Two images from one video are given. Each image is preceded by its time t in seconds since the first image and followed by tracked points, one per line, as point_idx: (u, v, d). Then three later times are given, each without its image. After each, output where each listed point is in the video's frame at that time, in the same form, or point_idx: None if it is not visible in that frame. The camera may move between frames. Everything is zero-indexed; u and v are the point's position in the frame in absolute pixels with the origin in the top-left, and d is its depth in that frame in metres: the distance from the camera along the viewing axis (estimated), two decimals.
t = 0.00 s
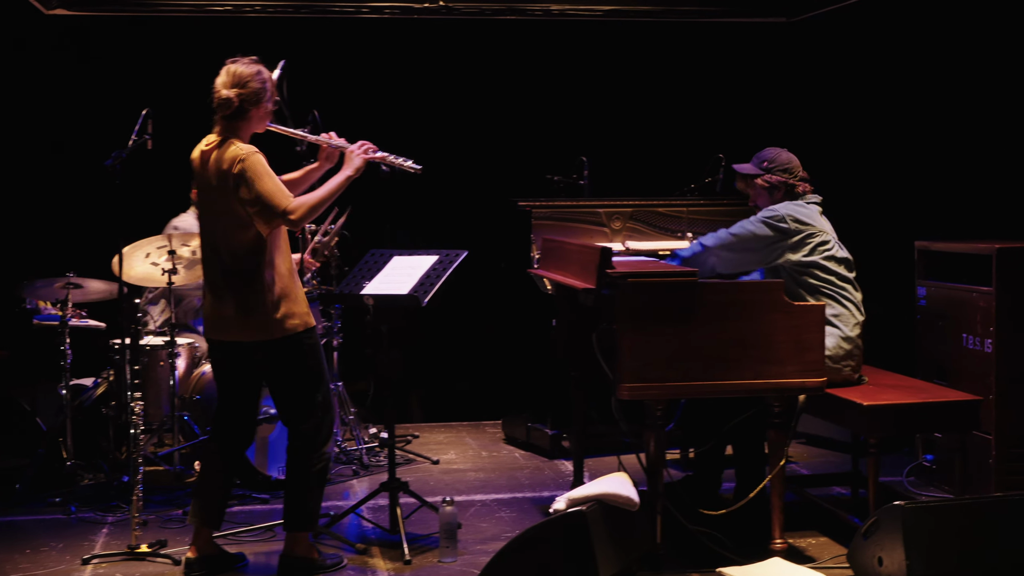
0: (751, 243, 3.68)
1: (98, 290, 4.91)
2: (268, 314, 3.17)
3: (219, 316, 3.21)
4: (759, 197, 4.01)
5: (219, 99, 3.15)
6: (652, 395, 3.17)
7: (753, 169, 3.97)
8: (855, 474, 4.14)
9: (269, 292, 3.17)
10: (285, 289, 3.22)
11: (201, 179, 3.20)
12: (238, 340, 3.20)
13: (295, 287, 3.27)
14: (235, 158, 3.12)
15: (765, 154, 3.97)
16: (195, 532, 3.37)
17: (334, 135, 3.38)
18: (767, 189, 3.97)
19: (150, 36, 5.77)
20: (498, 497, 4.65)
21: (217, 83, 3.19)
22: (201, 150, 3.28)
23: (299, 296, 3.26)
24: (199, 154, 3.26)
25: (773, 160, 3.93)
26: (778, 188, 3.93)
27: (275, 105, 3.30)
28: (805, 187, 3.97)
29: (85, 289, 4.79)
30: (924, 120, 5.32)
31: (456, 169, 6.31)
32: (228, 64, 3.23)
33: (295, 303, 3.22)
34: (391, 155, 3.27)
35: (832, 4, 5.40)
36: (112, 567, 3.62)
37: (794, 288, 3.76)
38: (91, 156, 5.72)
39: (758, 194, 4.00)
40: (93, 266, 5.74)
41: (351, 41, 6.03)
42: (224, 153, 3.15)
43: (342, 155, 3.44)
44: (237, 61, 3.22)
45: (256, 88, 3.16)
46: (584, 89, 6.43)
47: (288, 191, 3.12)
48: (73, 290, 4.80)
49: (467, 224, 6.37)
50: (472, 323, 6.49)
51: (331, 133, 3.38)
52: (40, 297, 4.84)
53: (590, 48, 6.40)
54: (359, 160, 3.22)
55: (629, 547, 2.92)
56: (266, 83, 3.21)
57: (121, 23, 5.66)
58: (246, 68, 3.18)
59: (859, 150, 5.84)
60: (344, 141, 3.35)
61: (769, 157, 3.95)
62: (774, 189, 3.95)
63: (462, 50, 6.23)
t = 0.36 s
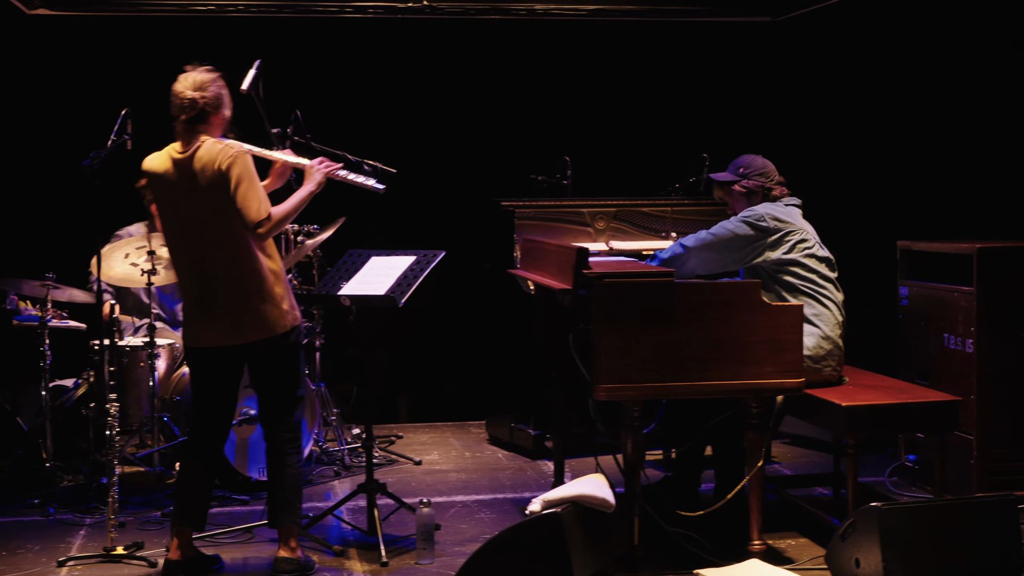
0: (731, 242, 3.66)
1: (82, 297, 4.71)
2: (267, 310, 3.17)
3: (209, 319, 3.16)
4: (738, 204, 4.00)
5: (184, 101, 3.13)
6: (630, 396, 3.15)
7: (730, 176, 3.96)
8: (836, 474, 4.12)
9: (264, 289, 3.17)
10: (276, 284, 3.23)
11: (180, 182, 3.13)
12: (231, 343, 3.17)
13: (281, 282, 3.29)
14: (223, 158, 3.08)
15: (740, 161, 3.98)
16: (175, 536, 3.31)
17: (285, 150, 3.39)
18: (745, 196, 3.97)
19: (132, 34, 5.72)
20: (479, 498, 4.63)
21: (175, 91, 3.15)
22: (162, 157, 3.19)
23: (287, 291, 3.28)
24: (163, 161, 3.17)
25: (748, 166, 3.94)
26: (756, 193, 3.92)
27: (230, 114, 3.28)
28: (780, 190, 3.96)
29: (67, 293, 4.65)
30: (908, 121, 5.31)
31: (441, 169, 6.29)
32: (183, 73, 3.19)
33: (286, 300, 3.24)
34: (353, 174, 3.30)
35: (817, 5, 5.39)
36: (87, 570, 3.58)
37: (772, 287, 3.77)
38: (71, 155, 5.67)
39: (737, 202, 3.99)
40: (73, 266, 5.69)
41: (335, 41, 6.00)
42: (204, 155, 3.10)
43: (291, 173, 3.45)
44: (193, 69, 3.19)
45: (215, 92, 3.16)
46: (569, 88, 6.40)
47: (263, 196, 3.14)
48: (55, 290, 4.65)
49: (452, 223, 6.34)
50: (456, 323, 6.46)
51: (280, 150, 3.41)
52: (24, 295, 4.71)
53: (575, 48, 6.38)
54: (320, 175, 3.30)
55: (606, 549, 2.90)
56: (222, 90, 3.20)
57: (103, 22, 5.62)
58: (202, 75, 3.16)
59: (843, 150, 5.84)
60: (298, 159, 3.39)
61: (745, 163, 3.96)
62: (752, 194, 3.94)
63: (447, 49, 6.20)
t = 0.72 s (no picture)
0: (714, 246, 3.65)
1: (65, 293, 4.73)
2: (217, 311, 3.13)
3: (161, 317, 3.14)
4: (720, 199, 3.98)
5: (138, 98, 3.10)
6: (607, 396, 3.16)
7: (715, 170, 3.95)
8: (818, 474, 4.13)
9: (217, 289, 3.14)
10: (231, 285, 3.18)
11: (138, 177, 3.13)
12: (184, 342, 3.13)
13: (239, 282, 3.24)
14: (184, 156, 3.06)
15: (727, 156, 3.97)
16: (155, 536, 3.32)
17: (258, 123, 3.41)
18: (729, 191, 3.96)
19: (118, 33, 5.70)
20: (462, 498, 4.63)
21: (129, 83, 3.14)
22: (126, 152, 3.22)
23: (244, 292, 3.23)
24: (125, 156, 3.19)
25: (734, 162, 3.94)
26: (739, 189, 3.92)
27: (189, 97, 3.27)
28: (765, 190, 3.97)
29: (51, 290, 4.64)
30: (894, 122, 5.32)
31: (428, 168, 6.28)
32: (137, 61, 3.18)
33: (241, 299, 3.19)
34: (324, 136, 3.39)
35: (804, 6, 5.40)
36: (68, 570, 3.57)
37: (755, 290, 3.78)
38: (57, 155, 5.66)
39: (719, 196, 3.98)
40: (58, 265, 5.67)
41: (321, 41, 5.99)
42: (162, 151, 3.09)
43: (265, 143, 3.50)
44: (146, 57, 3.16)
45: (171, 82, 3.14)
46: (563, 88, 6.41)
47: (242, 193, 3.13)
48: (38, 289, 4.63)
49: (439, 223, 6.34)
50: (443, 323, 6.45)
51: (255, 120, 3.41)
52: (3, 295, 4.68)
53: (561, 48, 6.38)
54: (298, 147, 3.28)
55: (585, 548, 2.89)
56: (178, 77, 3.17)
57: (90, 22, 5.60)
58: (156, 64, 3.13)
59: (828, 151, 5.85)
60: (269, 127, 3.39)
61: (731, 159, 3.95)
62: (736, 190, 3.94)
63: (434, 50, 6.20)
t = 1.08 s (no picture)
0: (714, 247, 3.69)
1: (70, 299, 4.75)
2: (204, 317, 3.15)
3: (156, 316, 3.20)
4: (723, 198, 4.01)
5: (160, 103, 3.12)
6: (604, 398, 3.18)
7: (722, 168, 3.97)
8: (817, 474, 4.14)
9: (207, 294, 3.15)
10: (224, 291, 3.19)
11: (145, 177, 3.21)
12: (175, 343, 3.18)
13: (236, 289, 3.25)
14: (178, 160, 3.11)
15: (735, 156, 3.98)
16: (156, 540, 3.37)
17: (280, 129, 3.36)
18: (731, 190, 3.98)
19: (122, 38, 5.73)
20: (463, 500, 4.65)
21: (156, 87, 3.16)
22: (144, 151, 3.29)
23: (240, 299, 3.23)
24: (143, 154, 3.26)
25: (741, 163, 3.95)
26: (742, 189, 3.94)
27: (216, 103, 3.27)
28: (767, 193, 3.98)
29: (56, 295, 4.65)
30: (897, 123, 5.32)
31: (431, 171, 6.31)
32: (166, 65, 3.20)
33: (232, 305, 3.20)
34: (341, 145, 3.30)
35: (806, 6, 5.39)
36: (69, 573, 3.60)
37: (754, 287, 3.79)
38: (62, 159, 5.70)
39: (722, 194, 4.00)
40: (62, 269, 5.71)
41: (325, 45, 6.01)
42: (167, 153, 3.15)
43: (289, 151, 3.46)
44: (175, 62, 3.18)
45: (197, 89, 3.15)
46: (565, 90, 6.42)
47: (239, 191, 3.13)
48: (43, 294, 4.65)
49: (441, 226, 6.36)
50: (446, 325, 6.47)
51: (278, 127, 3.36)
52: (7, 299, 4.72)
53: (563, 51, 6.39)
54: (310, 154, 3.27)
55: (581, 550, 2.91)
56: (205, 85, 3.19)
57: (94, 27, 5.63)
58: (183, 70, 3.15)
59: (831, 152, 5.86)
60: (292, 134, 3.32)
61: (739, 159, 3.97)
62: (738, 191, 3.95)
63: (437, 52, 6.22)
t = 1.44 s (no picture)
0: (726, 249, 3.67)
1: (99, 301, 4.86)
2: (237, 327, 3.23)
3: (187, 324, 3.28)
4: (734, 208, 4.01)
5: (205, 117, 3.20)
6: (623, 401, 3.19)
7: (725, 179, 3.99)
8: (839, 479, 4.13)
9: (241, 305, 3.24)
10: (258, 303, 3.29)
11: (180, 187, 3.27)
12: (207, 350, 3.27)
13: (268, 301, 3.35)
14: (218, 175, 3.20)
15: (736, 163, 4.00)
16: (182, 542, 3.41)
17: (315, 161, 3.57)
18: (741, 198, 3.98)
19: (151, 44, 5.85)
20: (486, 501, 4.69)
21: (200, 102, 3.25)
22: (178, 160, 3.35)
23: (271, 310, 3.33)
24: (177, 164, 3.33)
25: (743, 168, 3.97)
26: (750, 195, 3.93)
27: (255, 122, 3.39)
28: (778, 194, 3.97)
29: (84, 297, 4.75)
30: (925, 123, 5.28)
31: (455, 174, 6.36)
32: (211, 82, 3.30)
33: (265, 315, 3.30)
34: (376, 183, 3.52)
35: (833, 5, 5.36)
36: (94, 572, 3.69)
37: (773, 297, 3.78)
38: (92, 164, 5.81)
39: (732, 205, 4.01)
40: (91, 273, 5.83)
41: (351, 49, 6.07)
42: (205, 166, 3.23)
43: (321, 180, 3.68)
44: (221, 80, 3.28)
45: (239, 108, 3.25)
46: (589, 92, 6.44)
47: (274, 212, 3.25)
48: (72, 296, 4.75)
49: (466, 228, 6.41)
50: (470, 327, 6.51)
51: (313, 159, 3.57)
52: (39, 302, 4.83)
53: (589, 52, 6.40)
54: (347, 187, 3.46)
55: (598, 552, 2.93)
56: (247, 104, 3.30)
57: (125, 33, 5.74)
58: (229, 89, 3.25)
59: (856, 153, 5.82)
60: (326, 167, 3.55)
61: (740, 165, 3.98)
62: (747, 197, 3.95)
63: (462, 56, 6.26)
